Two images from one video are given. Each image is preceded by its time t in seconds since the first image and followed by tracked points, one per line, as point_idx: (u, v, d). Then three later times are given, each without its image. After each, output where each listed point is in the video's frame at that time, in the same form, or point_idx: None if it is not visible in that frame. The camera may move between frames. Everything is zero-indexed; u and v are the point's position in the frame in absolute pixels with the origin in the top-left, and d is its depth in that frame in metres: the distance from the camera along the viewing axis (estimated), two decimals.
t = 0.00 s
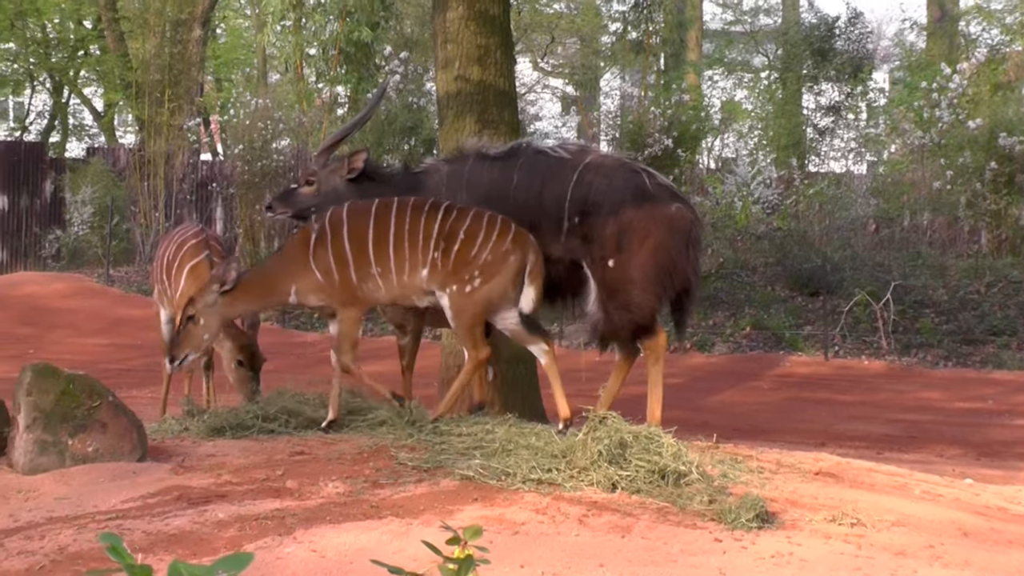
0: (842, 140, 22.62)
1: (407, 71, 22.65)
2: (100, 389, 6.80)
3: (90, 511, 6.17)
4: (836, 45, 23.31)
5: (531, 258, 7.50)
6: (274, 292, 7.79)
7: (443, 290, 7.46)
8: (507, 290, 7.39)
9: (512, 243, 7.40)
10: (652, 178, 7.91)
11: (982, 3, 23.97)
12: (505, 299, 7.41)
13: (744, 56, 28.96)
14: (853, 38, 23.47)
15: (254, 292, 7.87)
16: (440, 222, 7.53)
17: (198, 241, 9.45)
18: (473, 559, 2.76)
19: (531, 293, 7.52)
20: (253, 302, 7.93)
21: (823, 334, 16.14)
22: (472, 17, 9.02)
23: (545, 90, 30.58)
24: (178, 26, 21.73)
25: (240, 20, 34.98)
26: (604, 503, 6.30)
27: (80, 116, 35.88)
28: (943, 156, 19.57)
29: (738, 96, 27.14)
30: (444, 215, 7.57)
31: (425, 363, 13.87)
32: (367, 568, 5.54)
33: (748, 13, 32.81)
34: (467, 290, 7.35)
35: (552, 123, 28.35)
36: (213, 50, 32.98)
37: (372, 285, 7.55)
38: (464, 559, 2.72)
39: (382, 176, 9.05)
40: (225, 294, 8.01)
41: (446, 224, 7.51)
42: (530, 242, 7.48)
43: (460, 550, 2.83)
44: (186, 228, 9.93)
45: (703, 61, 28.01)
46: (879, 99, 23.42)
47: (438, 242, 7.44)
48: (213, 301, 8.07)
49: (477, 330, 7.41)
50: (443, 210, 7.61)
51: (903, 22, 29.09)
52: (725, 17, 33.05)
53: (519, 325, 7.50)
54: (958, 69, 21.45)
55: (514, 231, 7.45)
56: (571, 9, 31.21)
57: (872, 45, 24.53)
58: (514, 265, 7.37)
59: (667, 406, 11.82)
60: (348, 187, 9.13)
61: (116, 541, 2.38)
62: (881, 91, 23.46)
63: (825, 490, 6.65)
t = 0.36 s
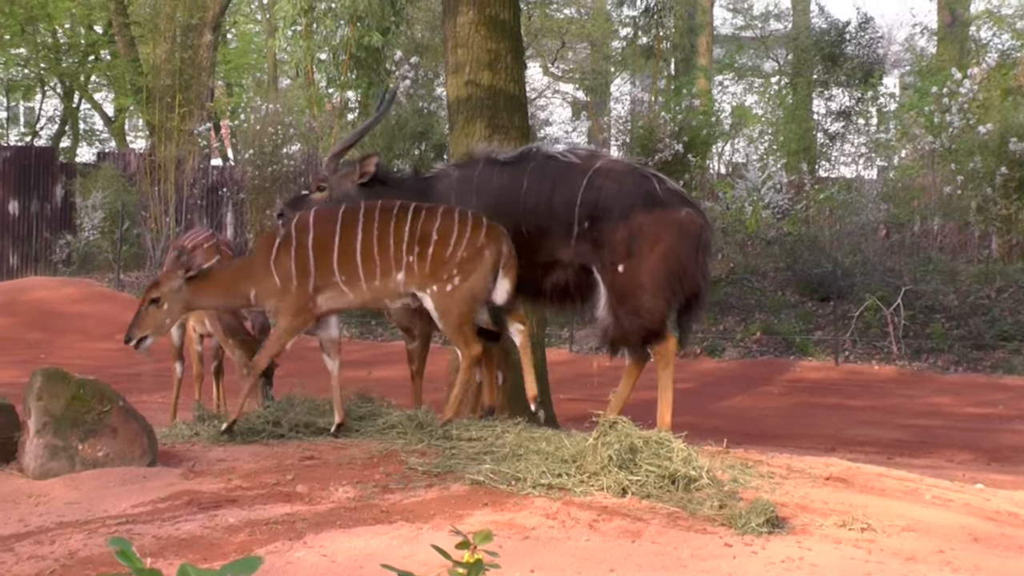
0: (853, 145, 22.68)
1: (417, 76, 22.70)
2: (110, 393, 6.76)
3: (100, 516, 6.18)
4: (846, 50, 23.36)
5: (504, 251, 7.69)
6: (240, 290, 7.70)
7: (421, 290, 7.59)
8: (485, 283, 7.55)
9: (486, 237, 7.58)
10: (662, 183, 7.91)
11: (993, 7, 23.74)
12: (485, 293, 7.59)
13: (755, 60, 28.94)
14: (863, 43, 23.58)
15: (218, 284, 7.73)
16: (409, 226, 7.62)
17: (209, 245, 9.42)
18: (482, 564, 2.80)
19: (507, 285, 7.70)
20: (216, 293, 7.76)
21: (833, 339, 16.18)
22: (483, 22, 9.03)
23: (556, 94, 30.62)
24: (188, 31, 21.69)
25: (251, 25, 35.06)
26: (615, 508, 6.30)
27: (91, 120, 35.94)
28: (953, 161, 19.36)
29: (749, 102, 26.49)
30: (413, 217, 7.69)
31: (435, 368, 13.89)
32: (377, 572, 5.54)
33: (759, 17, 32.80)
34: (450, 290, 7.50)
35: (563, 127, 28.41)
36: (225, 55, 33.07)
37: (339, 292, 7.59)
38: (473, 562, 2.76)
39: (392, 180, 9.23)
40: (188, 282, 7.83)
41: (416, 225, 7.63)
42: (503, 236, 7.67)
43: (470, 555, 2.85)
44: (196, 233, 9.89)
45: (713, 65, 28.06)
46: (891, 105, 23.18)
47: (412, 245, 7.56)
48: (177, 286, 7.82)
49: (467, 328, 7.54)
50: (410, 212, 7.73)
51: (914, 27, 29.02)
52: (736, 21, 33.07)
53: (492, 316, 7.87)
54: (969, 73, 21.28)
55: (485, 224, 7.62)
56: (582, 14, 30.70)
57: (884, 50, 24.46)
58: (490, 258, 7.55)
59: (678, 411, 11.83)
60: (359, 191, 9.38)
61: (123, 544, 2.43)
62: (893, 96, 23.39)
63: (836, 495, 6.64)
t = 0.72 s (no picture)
0: (859, 145, 23.04)
1: (425, 76, 22.73)
2: (116, 394, 6.75)
3: (107, 516, 6.18)
4: (853, 50, 23.24)
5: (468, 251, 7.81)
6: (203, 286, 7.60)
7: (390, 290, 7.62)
8: (455, 281, 7.67)
9: (452, 237, 7.68)
10: (667, 183, 7.89)
11: (999, 7, 23.70)
12: (455, 292, 7.69)
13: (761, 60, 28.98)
14: (870, 42, 23.45)
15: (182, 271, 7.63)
16: (374, 225, 7.60)
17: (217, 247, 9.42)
18: (489, 564, 2.83)
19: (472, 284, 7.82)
20: (178, 282, 7.63)
21: (840, 340, 16.20)
22: (489, 22, 9.04)
23: (563, 95, 30.67)
24: (195, 31, 21.61)
25: (257, 26, 35.08)
26: (621, 509, 6.30)
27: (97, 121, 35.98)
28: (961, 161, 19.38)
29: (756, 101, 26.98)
30: (377, 217, 7.67)
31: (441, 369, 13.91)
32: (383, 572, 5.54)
33: (765, 18, 32.80)
34: (421, 289, 7.56)
35: (569, 127, 28.46)
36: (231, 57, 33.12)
37: (306, 291, 7.51)
38: (479, 561, 2.78)
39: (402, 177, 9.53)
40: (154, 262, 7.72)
41: (382, 225, 7.62)
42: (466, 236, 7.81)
43: (477, 554, 2.87)
44: (204, 235, 9.88)
45: (720, 66, 27.99)
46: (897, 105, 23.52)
47: (380, 245, 7.56)
48: (143, 263, 7.68)
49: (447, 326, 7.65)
50: (372, 211, 7.70)
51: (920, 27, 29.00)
52: (742, 21, 33.08)
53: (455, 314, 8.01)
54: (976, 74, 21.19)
55: (450, 223, 7.74)
56: (588, 14, 30.94)
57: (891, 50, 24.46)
58: (456, 256, 7.68)
59: (684, 412, 11.83)
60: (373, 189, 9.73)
61: (129, 545, 2.51)
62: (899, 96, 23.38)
63: (842, 495, 6.63)
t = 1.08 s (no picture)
0: (867, 142, 22.85)
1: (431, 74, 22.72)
2: (124, 392, 6.74)
3: (115, 514, 6.19)
4: (861, 48, 23.21)
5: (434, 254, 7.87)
6: (164, 269, 7.61)
7: (357, 292, 7.67)
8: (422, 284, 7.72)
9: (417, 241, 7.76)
10: (670, 182, 7.87)
11: (1006, 5, 23.65)
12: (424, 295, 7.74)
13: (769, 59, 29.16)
14: (878, 40, 23.47)
15: (145, 249, 7.65)
16: (341, 226, 7.67)
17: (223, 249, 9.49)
18: (500, 561, 2.82)
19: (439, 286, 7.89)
20: (138, 259, 7.64)
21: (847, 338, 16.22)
22: (496, 20, 9.12)
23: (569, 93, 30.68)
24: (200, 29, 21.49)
25: (263, 24, 35.00)
26: (629, 506, 6.30)
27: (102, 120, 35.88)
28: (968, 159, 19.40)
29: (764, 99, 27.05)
30: (343, 217, 7.74)
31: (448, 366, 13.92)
32: (392, 570, 5.54)
33: (772, 16, 32.79)
34: (388, 291, 7.62)
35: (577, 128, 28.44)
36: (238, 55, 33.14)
37: (273, 289, 7.57)
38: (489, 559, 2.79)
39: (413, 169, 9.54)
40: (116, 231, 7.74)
41: (347, 226, 7.69)
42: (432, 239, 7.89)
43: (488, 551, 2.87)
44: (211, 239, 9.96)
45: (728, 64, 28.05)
46: (905, 103, 23.19)
47: (346, 245, 7.61)
48: (103, 231, 7.70)
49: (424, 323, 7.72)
50: (338, 212, 7.78)
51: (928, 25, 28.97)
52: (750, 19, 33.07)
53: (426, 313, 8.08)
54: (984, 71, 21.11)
55: (414, 227, 7.84)
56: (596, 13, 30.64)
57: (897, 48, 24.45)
58: (422, 259, 7.73)
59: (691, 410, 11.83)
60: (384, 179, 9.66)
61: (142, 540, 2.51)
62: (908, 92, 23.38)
63: (851, 493, 6.63)
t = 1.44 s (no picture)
0: (872, 139, 23.19)
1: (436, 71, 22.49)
2: (130, 388, 6.76)
3: (121, 510, 6.19)
4: (865, 45, 23.26)
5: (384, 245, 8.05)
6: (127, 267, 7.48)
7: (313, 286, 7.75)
8: (374, 277, 7.89)
9: (370, 231, 7.94)
10: (661, 180, 7.96)
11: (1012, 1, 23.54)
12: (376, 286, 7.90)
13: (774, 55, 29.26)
14: (883, 37, 23.53)
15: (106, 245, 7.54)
16: (296, 218, 7.76)
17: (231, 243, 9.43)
18: (506, 558, 2.84)
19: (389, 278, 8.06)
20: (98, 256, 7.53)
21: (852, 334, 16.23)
22: (501, 17, 9.32)
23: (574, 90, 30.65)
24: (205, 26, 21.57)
25: (268, 21, 35.01)
26: (634, 503, 6.30)
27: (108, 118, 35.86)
28: (973, 155, 19.31)
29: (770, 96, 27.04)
30: (295, 209, 7.82)
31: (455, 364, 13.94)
32: (398, 566, 5.54)
33: (777, 12, 32.70)
34: (342, 282, 7.76)
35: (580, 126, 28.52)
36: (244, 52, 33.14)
37: (234, 286, 7.52)
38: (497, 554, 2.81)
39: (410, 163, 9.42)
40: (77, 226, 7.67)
41: (300, 218, 7.77)
42: (381, 230, 8.07)
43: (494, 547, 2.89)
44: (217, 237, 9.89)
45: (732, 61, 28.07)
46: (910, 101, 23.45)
47: (301, 237, 7.70)
48: (66, 227, 7.64)
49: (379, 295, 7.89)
50: (289, 204, 7.85)
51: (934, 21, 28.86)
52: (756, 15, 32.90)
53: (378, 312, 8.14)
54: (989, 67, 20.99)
55: (366, 219, 7.99)
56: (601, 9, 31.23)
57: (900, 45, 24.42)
58: (377, 251, 7.92)
59: (697, 407, 11.84)
60: (379, 169, 9.52)
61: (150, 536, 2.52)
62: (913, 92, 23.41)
63: (857, 490, 6.63)
